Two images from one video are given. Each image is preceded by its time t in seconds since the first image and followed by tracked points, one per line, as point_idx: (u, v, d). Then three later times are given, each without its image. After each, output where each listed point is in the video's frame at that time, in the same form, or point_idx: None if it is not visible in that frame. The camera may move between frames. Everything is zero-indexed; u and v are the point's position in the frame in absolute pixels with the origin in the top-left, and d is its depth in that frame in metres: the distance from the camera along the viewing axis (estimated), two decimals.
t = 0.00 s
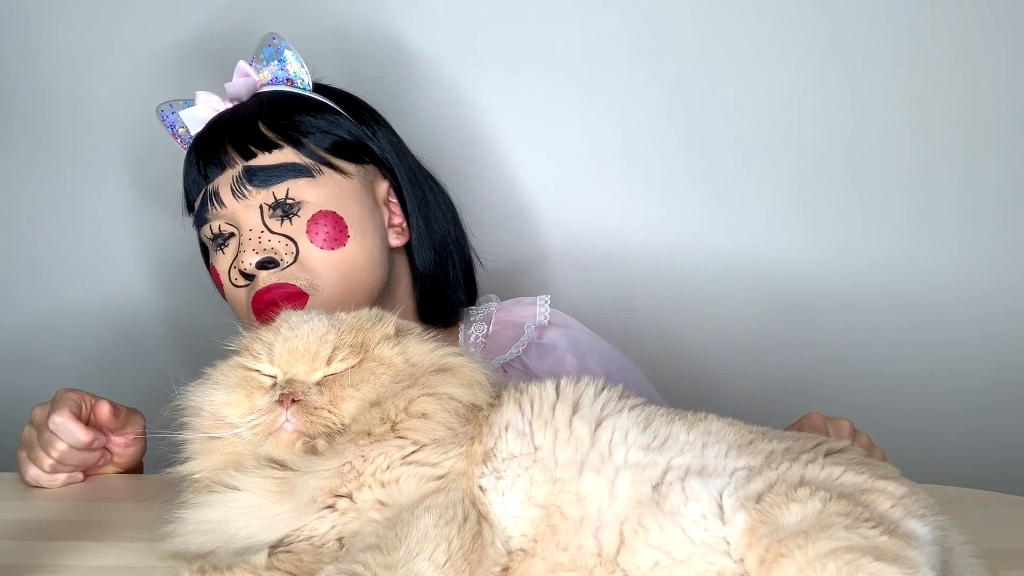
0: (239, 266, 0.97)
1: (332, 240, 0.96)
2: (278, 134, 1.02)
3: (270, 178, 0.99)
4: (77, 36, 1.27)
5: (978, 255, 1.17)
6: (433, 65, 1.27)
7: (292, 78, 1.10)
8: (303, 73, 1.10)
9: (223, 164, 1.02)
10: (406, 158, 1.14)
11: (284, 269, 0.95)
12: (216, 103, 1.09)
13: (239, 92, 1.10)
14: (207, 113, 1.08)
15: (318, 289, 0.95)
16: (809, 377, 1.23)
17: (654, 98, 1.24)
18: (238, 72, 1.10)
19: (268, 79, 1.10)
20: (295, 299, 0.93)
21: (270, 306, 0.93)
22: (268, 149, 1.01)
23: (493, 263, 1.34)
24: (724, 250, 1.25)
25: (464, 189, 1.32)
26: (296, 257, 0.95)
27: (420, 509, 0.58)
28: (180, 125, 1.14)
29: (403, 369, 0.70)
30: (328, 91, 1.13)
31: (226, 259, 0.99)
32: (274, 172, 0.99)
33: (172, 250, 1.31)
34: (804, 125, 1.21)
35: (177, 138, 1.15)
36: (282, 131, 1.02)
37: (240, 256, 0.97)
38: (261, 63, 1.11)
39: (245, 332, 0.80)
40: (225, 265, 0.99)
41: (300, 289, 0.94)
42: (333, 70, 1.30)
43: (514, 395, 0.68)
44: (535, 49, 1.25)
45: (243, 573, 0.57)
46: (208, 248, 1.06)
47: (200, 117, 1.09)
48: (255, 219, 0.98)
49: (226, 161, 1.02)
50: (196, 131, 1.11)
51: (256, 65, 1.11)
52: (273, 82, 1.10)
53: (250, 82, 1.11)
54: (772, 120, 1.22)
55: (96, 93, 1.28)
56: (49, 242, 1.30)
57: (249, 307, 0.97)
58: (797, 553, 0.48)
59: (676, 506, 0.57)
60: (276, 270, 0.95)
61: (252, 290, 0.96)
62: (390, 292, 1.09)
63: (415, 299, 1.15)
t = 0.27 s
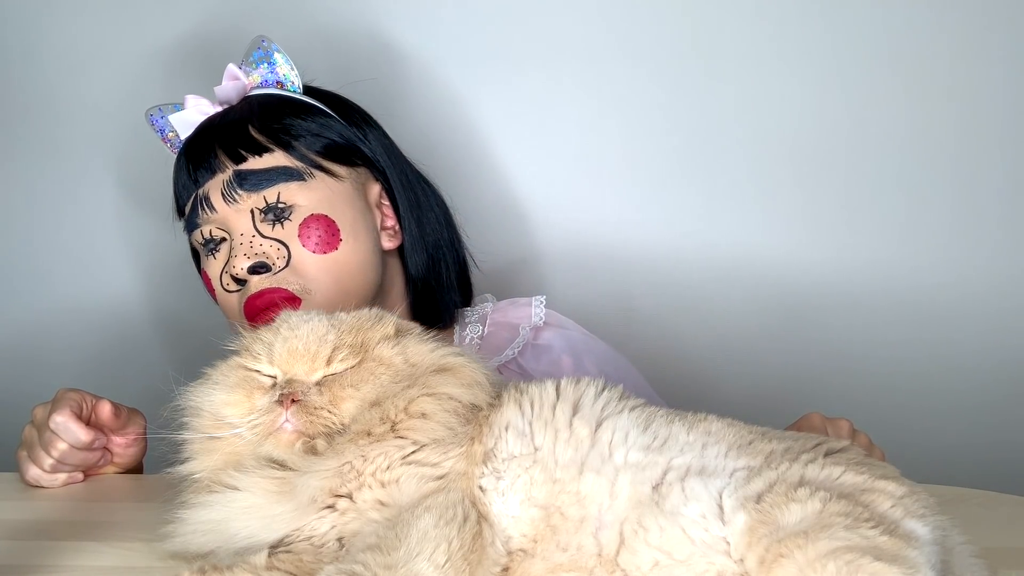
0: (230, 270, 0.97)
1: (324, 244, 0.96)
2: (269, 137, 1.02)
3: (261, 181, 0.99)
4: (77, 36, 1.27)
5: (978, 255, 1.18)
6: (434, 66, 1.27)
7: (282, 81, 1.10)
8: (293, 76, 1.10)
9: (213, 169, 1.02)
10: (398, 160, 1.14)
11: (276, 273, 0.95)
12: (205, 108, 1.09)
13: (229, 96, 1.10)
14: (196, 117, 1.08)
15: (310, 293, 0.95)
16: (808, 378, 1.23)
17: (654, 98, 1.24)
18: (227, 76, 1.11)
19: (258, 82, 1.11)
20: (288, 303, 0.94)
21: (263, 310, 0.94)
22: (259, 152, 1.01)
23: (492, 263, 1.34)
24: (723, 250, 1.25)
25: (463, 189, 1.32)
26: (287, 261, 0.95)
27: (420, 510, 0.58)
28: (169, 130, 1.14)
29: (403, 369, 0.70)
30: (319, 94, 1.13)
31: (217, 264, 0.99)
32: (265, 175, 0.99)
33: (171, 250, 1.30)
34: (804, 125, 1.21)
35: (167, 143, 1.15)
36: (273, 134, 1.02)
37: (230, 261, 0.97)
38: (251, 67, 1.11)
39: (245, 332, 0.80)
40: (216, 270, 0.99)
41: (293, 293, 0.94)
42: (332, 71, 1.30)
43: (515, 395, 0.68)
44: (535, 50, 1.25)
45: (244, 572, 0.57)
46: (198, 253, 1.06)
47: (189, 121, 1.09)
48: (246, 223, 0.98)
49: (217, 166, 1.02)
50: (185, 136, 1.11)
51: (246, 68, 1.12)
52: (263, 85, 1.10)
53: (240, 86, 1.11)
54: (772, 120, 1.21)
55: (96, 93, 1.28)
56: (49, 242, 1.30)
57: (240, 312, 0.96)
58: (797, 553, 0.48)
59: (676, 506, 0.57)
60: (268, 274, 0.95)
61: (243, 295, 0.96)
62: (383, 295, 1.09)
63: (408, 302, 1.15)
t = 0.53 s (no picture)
0: (222, 273, 0.97)
1: (316, 245, 0.96)
2: (261, 139, 1.02)
3: (252, 183, 0.98)
4: (77, 36, 1.27)
5: (978, 255, 1.18)
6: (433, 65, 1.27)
7: (273, 84, 1.10)
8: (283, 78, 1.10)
9: (204, 171, 1.01)
10: (390, 162, 1.14)
11: (268, 274, 0.95)
12: (196, 111, 1.08)
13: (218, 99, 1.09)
14: (187, 120, 1.08)
15: (303, 294, 0.95)
16: (808, 378, 1.23)
17: (654, 98, 1.24)
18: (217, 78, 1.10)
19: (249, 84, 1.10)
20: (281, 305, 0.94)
21: (256, 313, 0.94)
22: (250, 153, 1.00)
23: (491, 263, 1.33)
24: (723, 250, 1.25)
25: (462, 189, 1.31)
26: (279, 263, 0.95)
27: (420, 509, 0.58)
28: (160, 133, 1.14)
29: (402, 369, 0.70)
30: (310, 95, 1.13)
31: (209, 266, 0.99)
32: (256, 176, 0.99)
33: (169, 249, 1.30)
34: (804, 126, 1.21)
35: (158, 147, 1.15)
36: (265, 136, 1.02)
37: (222, 263, 0.97)
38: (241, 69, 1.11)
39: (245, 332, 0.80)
40: (208, 272, 0.99)
41: (286, 296, 0.95)
42: (332, 70, 1.30)
43: (514, 395, 0.68)
44: (535, 49, 1.25)
45: (243, 572, 0.57)
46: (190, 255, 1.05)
47: (180, 124, 1.08)
48: (238, 225, 0.98)
49: (208, 168, 1.02)
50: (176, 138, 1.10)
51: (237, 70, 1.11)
52: (253, 88, 1.10)
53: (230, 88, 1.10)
54: (772, 120, 1.21)
55: (97, 93, 1.28)
56: (48, 242, 1.30)
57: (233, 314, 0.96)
58: (797, 553, 0.48)
59: (676, 506, 0.57)
60: (260, 276, 0.95)
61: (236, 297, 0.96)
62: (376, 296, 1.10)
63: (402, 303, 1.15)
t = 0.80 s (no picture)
0: (214, 276, 0.96)
1: (309, 247, 0.96)
2: (252, 142, 1.02)
3: (243, 186, 0.98)
4: (76, 35, 1.26)
5: (978, 254, 1.18)
6: (433, 65, 1.27)
7: (263, 86, 1.09)
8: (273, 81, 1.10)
9: (195, 174, 1.01)
10: (382, 163, 1.15)
11: (260, 277, 0.94)
12: (185, 115, 1.08)
13: (208, 103, 1.09)
14: (178, 123, 1.08)
15: (295, 296, 0.95)
16: (809, 377, 1.23)
17: (654, 98, 1.24)
18: (207, 81, 1.09)
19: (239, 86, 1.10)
20: (273, 308, 0.93)
21: (248, 316, 0.93)
22: (241, 156, 1.00)
23: (490, 262, 1.33)
24: (723, 249, 1.25)
25: (461, 189, 1.31)
26: (271, 265, 0.95)
27: (420, 510, 0.58)
28: (150, 137, 1.14)
29: (402, 369, 0.70)
30: (300, 97, 1.13)
31: (200, 270, 0.99)
32: (247, 179, 0.99)
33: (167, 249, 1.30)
34: (804, 125, 1.21)
35: (147, 151, 1.15)
36: (256, 139, 1.02)
37: (214, 266, 0.97)
38: (231, 71, 1.10)
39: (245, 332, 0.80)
40: (199, 276, 0.99)
41: (277, 298, 0.94)
42: (331, 70, 1.30)
43: (514, 395, 0.68)
44: (534, 49, 1.25)
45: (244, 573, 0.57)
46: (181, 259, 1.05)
47: (170, 127, 1.08)
48: (230, 228, 0.97)
49: (199, 171, 1.02)
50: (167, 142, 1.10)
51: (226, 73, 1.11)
52: (243, 91, 1.10)
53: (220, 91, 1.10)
54: (773, 119, 1.21)
55: (96, 92, 1.28)
56: (48, 242, 1.30)
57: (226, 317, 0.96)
58: (797, 553, 0.48)
59: (676, 505, 0.57)
60: (252, 279, 0.94)
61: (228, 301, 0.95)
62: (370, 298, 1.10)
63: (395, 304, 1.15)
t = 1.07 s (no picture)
0: (212, 276, 0.96)
1: (307, 246, 0.96)
2: (250, 141, 1.02)
3: (241, 185, 0.98)
4: (75, 35, 1.26)
5: (977, 254, 1.18)
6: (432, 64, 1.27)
7: (261, 86, 1.09)
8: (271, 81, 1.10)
9: (192, 174, 1.01)
10: (380, 163, 1.14)
11: (258, 276, 0.94)
12: (183, 115, 1.08)
13: (205, 102, 1.08)
14: (174, 123, 1.07)
15: (294, 295, 0.95)
16: (808, 377, 1.23)
17: (654, 97, 1.24)
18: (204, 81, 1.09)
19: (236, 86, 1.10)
20: (272, 307, 0.94)
21: (246, 315, 0.93)
22: (240, 156, 1.00)
23: (490, 262, 1.33)
24: (723, 249, 1.25)
25: (460, 188, 1.31)
26: (270, 265, 0.95)
27: (421, 510, 0.58)
28: (146, 137, 1.13)
29: (402, 370, 0.70)
30: (297, 97, 1.13)
31: (198, 270, 0.99)
32: (246, 179, 0.99)
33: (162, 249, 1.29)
34: (805, 124, 1.20)
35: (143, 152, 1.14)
36: (254, 138, 1.02)
37: (212, 266, 0.97)
38: (228, 71, 1.10)
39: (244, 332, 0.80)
40: (197, 276, 0.99)
41: (276, 297, 0.94)
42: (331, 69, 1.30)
43: (514, 395, 0.68)
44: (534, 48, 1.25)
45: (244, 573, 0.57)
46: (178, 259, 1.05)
47: (166, 127, 1.08)
48: (228, 227, 0.97)
49: (197, 171, 1.01)
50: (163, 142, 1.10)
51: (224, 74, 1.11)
52: (241, 90, 1.09)
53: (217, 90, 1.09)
54: (772, 118, 1.21)
55: (95, 91, 1.28)
56: (47, 241, 1.30)
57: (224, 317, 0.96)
58: (797, 553, 0.48)
59: (676, 505, 0.57)
60: (251, 278, 0.94)
61: (226, 300, 0.95)
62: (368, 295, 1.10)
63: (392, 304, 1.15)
